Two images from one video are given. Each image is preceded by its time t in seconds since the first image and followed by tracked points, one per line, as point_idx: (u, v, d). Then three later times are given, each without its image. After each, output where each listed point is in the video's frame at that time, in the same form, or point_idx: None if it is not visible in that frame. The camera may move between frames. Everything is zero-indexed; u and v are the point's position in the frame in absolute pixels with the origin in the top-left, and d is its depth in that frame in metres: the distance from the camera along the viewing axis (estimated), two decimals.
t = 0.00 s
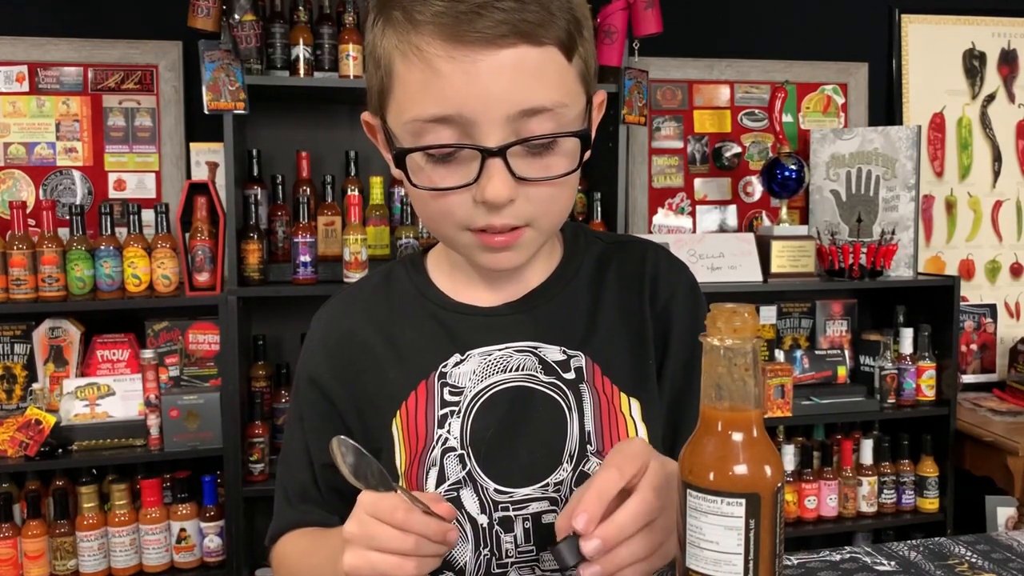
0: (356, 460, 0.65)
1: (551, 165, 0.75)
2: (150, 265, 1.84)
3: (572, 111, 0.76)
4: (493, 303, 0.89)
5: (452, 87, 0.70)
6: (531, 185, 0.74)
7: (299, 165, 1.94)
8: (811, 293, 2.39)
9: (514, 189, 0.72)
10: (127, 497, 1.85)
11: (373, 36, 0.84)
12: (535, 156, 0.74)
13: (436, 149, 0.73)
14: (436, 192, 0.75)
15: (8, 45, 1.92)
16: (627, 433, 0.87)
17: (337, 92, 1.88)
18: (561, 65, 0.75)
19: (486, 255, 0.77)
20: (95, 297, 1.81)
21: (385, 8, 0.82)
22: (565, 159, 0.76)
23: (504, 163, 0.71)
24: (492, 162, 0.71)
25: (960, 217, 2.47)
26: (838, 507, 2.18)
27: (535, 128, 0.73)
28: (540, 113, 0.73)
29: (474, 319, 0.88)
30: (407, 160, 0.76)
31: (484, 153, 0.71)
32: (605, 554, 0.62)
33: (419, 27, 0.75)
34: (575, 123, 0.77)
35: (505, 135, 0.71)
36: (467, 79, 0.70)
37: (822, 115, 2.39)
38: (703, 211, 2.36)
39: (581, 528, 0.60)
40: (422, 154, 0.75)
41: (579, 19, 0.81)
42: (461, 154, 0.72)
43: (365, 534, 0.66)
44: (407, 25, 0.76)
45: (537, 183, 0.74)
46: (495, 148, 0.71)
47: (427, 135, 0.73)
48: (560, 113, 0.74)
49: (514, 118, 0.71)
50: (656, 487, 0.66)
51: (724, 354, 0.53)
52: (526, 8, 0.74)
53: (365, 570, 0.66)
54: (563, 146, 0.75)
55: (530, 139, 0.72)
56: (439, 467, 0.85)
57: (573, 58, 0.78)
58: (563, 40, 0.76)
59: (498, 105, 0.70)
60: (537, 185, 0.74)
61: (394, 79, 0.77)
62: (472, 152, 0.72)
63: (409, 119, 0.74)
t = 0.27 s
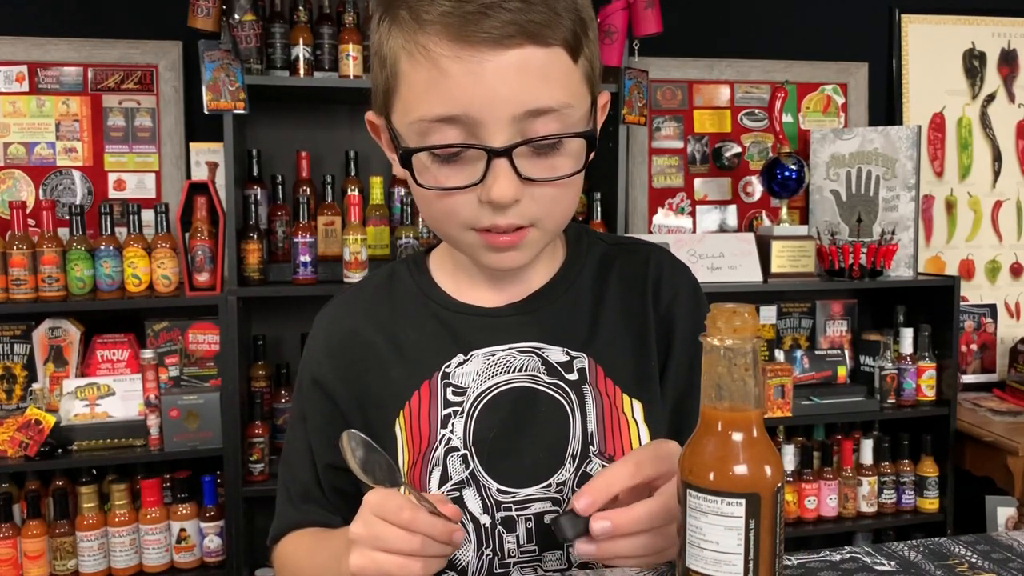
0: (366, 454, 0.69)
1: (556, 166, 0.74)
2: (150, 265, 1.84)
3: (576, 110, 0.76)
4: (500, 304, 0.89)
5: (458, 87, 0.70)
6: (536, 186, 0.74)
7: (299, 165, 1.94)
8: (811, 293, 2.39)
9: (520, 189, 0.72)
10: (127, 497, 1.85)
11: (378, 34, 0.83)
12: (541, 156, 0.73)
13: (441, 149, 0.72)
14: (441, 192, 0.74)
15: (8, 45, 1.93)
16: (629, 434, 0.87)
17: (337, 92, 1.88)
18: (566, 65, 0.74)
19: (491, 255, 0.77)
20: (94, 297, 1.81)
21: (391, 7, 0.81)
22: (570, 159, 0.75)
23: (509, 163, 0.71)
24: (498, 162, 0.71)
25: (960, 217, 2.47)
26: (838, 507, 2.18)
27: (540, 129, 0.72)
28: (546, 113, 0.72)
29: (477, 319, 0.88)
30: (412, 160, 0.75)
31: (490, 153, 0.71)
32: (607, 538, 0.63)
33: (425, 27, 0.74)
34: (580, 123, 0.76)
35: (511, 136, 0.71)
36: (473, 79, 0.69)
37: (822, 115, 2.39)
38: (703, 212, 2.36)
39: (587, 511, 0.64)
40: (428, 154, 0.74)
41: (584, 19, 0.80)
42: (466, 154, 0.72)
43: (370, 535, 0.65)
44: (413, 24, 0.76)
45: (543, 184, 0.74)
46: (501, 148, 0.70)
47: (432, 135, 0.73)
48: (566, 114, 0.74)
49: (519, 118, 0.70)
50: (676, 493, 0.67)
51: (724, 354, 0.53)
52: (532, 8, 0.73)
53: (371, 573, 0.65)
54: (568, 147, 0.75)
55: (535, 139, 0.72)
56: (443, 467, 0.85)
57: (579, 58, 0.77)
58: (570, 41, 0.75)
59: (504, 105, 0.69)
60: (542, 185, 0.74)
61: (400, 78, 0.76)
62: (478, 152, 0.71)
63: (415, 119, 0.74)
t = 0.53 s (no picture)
0: (372, 456, 0.65)
1: (559, 166, 0.74)
2: (150, 265, 1.84)
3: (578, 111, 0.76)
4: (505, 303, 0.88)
5: (461, 86, 0.70)
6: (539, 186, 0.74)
7: (299, 165, 1.94)
8: (811, 293, 2.39)
9: (522, 189, 0.72)
10: (127, 497, 1.85)
11: (381, 34, 0.83)
12: (543, 157, 0.73)
13: (444, 149, 0.72)
14: (444, 191, 0.74)
15: (8, 45, 1.93)
16: (629, 434, 0.87)
17: (337, 92, 1.88)
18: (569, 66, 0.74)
19: (494, 254, 0.77)
20: (95, 297, 1.81)
21: (394, 7, 0.81)
22: (573, 159, 0.75)
23: (512, 163, 0.71)
24: (501, 162, 0.70)
25: (960, 217, 2.47)
26: (838, 507, 2.18)
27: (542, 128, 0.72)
28: (549, 113, 0.72)
29: (478, 320, 0.88)
30: (416, 159, 0.75)
31: (493, 153, 0.71)
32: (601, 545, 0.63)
33: (429, 27, 0.74)
34: (582, 124, 0.76)
35: (514, 135, 0.71)
36: (477, 78, 0.69)
37: (822, 115, 2.39)
38: (703, 211, 2.36)
39: (588, 515, 0.63)
40: (430, 154, 0.74)
41: (587, 20, 0.80)
42: (469, 153, 0.72)
43: (374, 537, 0.65)
44: (417, 24, 0.76)
45: (546, 183, 0.74)
46: (504, 148, 0.70)
47: (435, 135, 0.73)
48: (568, 114, 0.73)
49: (522, 118, 0.70)
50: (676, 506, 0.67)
51: (724, 354, 0.53)
52: (535, 8, 0.74)
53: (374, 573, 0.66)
54: (571, 147, 0.75)
55: (538, 138, 0.72)
56: (443, 467, 0.84)
57: (581, 58, 0.77)
58: (572, 41, 0.75)
59: (506, 104, 0.69)
60: (544, 185, 0.74)
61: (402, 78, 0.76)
62: (480, 152, 0.71)
63: (418, 118, 0.74)
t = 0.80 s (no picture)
0: (374, 457, 0.63)
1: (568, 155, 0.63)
2: (150, 265, 1.85)
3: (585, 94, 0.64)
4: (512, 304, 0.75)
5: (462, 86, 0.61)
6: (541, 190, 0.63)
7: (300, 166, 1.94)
8: (811, 293, 2.39)
9: (525, 191, 0.63)
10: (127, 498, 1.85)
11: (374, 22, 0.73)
12: (544, 157, 0.63)
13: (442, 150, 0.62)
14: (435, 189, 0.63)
15: (8, 45, 1.93)
16: (639, 435, 0.68)
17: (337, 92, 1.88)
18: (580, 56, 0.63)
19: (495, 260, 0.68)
20: (95, 297, 1.81)
21: None
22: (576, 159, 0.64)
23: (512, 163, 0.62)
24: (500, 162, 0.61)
25: (960, 217, 2.47)
26: (838, 507, 2.18)
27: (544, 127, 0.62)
28: (551, 114, 0.61)
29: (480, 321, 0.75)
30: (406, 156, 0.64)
31: (491, 152, 0.61)
32: None
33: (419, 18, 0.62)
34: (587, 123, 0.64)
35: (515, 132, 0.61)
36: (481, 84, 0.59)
37: (822, 115, 2.38)
38: (703, 212, 2.34)
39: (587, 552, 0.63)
40: (429, 154, 0.63)
41: None
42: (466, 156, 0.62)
43: (373, 537, 0.61)
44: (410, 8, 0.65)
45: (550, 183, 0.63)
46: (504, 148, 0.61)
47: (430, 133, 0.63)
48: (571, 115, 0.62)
49: (523, 120, 0.61)
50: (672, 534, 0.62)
51: (724, 354, 0.53)
52: None
53: None
54: (571, 147, 0.64)
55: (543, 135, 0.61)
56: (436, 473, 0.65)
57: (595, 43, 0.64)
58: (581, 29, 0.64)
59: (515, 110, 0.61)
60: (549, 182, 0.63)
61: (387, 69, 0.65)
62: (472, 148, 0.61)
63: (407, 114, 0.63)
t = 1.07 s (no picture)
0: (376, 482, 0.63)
1: (608, 187, 0.70)
2: (150, 264, 1.93)
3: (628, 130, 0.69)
4: (541, 304, 0.88)
5: (519, 97, 0.65)
6: (582, 206, 0.70)
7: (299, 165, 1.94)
8: (811, 293, 2.39)
9: (567, 206, 0.69)
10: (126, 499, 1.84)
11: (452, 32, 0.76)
12: (593, 177, 0.68)
13: (494, 152, 0.67)
14: (485, 190, 0.70)
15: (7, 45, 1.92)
16: (643, 445, 0.81)
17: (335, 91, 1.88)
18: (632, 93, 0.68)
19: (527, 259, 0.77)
20: (96, 295, 1.86)
21: None
22: (621, 185, 0.70)
23: (558, 177, 0.67)
24: (545, 174, 0.67)
25: (960, 217, 2.47)
26: (838, 507, 2.18)
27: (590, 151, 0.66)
28: (600, 137, 0.66)
29: (507, 321, 0.87)
30: (463, 155, 0.71)
31: (542, 166, 0.66)
32: None
33: (504, 35, 0.68)
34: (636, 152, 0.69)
35: (567, 151, 0.65)
36: (536, 93, 0.64)
37: (822, 115, 2.38)
38: (703, 211, 2.36)
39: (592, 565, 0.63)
40: (482, 154, 0.69)
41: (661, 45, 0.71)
42: (518, 161, 0.67)
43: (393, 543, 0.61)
44: (493, 31, 0.69)
45: (595, 204, 0.70)
46: (552, 161, 0.66)
47: (488, 139, 0.67)
48: (620, 141, 0.67)
49: (576, 137, 0.65)
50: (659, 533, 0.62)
51: (725, 354, 0.53)
52: (611, 33, 0.66)
53: None
54: (620, 173, 0.70)
55: (590, 158, 0.66)
56: (459, 457, 0.79)
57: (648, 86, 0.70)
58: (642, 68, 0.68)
59: (561, 122, 0.64)
60: (589, 204, 0.70)
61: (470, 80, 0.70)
62: (528, 159, 0.66)
63: (472, 121, 0.69)
